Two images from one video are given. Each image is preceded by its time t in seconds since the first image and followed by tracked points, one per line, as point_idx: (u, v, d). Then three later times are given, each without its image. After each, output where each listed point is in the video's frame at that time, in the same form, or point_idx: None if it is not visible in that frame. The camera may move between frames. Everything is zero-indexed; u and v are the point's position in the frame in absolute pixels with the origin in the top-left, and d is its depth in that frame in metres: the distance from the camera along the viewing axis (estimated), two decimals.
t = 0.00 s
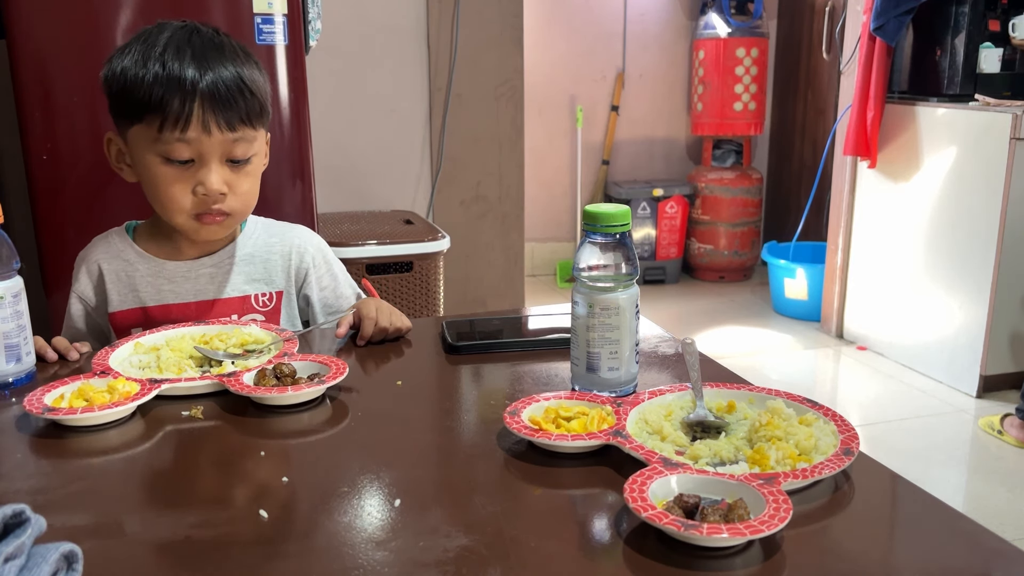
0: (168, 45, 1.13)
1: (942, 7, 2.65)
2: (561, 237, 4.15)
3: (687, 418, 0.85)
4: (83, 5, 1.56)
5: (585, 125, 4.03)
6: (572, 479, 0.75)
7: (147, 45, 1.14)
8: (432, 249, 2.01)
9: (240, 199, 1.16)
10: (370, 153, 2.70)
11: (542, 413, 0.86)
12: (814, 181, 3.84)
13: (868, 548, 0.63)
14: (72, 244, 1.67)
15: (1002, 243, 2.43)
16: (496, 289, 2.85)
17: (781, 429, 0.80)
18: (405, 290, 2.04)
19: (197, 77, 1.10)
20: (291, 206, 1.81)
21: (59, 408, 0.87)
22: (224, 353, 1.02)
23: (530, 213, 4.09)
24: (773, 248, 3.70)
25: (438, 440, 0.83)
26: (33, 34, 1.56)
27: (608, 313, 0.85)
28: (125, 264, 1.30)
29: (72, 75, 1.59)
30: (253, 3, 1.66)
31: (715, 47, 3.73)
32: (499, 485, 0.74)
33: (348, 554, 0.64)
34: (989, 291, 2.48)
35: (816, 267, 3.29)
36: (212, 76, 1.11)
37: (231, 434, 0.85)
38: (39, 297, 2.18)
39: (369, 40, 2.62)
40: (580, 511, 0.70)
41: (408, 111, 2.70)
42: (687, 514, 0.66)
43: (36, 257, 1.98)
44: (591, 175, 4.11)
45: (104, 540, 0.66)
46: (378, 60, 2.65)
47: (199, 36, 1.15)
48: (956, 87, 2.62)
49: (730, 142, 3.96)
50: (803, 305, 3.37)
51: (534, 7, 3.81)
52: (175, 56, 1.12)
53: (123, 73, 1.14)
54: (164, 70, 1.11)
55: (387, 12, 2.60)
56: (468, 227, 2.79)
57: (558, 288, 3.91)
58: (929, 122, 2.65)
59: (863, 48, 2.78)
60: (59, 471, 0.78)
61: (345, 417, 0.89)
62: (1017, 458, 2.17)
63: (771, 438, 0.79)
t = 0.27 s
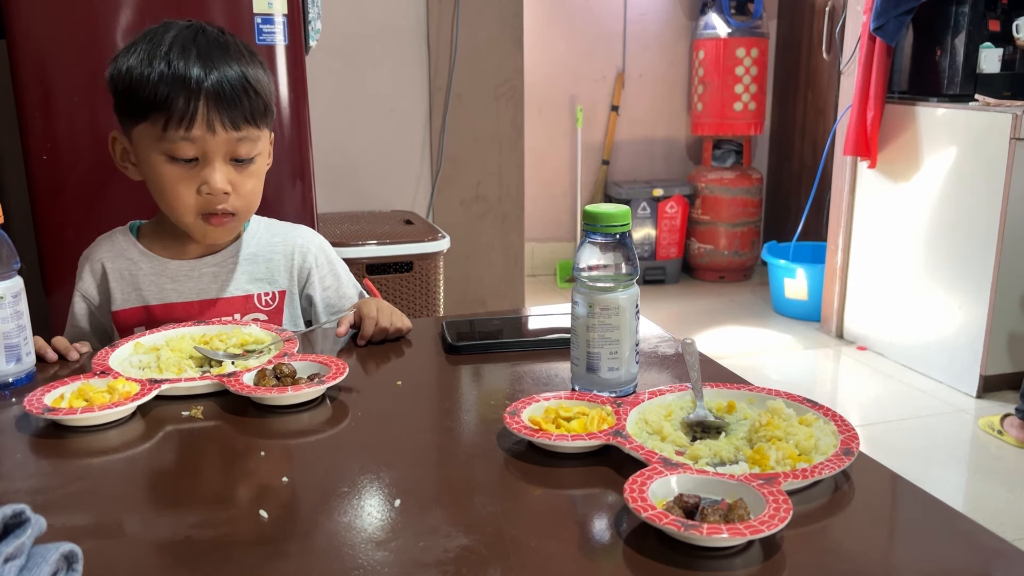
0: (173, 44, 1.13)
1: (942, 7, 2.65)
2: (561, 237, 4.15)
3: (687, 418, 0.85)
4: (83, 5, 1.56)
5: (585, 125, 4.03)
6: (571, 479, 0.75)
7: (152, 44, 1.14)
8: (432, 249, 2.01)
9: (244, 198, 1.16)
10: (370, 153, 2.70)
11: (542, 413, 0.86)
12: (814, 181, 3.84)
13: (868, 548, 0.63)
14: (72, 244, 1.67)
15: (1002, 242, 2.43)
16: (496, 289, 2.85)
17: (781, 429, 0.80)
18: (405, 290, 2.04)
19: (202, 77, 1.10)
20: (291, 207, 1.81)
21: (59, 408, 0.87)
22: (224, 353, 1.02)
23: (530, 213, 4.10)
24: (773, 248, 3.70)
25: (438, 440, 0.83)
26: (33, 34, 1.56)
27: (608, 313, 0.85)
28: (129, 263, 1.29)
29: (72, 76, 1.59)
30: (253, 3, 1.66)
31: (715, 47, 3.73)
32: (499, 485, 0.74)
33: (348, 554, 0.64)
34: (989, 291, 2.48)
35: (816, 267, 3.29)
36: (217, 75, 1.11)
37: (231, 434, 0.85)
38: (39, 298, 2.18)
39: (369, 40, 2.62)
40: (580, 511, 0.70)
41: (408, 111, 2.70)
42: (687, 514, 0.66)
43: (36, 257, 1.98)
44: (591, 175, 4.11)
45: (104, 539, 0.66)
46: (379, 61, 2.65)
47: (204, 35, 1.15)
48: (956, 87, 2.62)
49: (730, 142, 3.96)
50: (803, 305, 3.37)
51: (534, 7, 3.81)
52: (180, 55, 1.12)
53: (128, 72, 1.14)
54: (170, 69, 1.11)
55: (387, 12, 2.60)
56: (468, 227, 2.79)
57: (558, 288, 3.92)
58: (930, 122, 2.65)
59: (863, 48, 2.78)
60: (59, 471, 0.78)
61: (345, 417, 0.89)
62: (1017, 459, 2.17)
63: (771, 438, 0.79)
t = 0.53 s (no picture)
0: (177, 44, 1.13)
1: (942, 7, 2.65)
2: (561, 237, 4.15)
3: (687, 418, 0.85)
4: (83, 5, 1.56)
5: (585, 126, 4.03)
6: (571, 479, 0.75)
7: (156, 44, 1.14)
8: (432, 249, 2.01)
9: (245, 198, 1.16)
10: (370, 153, 2.71)
11: (542, 413, 0.86)
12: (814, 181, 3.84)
13: (868, 548, 0.63)
14: (72, 243, 1.67)
15: (1002, 242, 2.43)
16: (496, 289, 2.85)
17: (781, 429, 0.80)
18: (405, 290, 2.04)
19: (205, 77, 1.10)
20: (291, 207, 1.81)
21: (59, 408, 0.87)
22: (224, 353, 1.02)
23: (530, 213, 4.10)
24: (773, 248, 3.70)
25: (438, 440, 0.83)
26: (33, 33, 1.56)
27: (608, 313, 0.85)
28: (132, 262, 1.30)
29: (72, 76, 1.59)
30: (253, 3, 1.66)
31: (715, 47, 3.73)
32: (499, 485, 0.74)
33: (348, 554, 0.64)
34: (989, 291, 2.48)
35: (816, 267, 3.29)
36: (220, 75, 1.11)
37: (231, 434, 0.85)
38: (39, 298, 2.18)
39: (369, 40, 2.62)
40: (581, 511, 0.70)
41: (408, 111, 2.70)
42: (687, 514, 0.66)
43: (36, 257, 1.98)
44: (591, 175, 4.11)
45: (105, 540, 0.66)
46: (379, 61, 2.65)
47: (208, 35, 1.15)
48: (956, 88, 2.62)
49: (730, 142, 3.98)
50: (804, 305, 3.37)
51: (535, 7, 3.81)
52: (184, 55, 1.12)
53: (132, 71, 1.14)
54: (173, 68, 1.11)
55: (387, 12, 2.61)
56: (468, 227, 2.79)
57: (558, 288, 3.92)
58: (929, 122, 2.65)
59: (863, 48, 2.78)
60: (59, 471, 0.78)
61: (345, 417, 0.89)
62: (1017, 459, 2.17)
63: (771, 438, 0.79)
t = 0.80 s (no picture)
0: (180, 45, 1.13)
1: (942, 7, 2.65)
2: (561, 237, 4.15)
3: (687, 418, 0.85)
4: (83, 6, 1.56)
5: (585, 126, 4.03)
6: (571, 478, 0.75)
7: (159, 44, 1.14)
8: (432, 249, 2.01)
9: (245, 200, 1.16)
10: (370, 153, 2.71)
11: (542, 413, 0.86)
12: (815, 181, 3.84)
13: (868, 548, 0.63)
14: (72, 243, 1.67)
15: (1002, 242, 2.43)
16: (496, 289, 2.85)
17: (781, 429, 0.80)
18: (405, 290, 2.04)
19: (207, 78, 1.10)
20: (291, 207, 1.81)
21: (59, 408, 0.87)
22: (224, 353, 1.02)
23: (530, 213, 4.10)
24: (773, 248, 3.70)
25: (438, 440, 0.83)
26: (33, 33, 1.56)
27: (608, 313, 0.85)
28: (133, 262, 1.30)
29: (72, 75, 1.59)
30: (253, 3, 1.66)
31: (715, 47, 3.73)
32: (499, 485, 0.74)
33: (348, 554, 0.64)
34: (989, 291, 2.48)
35: (816, 267, 3.29)
36: (222, 77, 1.11)
37: (231, 434, 0.85)
38: (39, 298, 2.18)
39: (369, 40, 2.62)
40: (581, 511, 0.70)
41: (408, 111, 2.70)
42: (687, 514, 0.66)
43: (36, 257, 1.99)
44: (591, 175, 4.11)
45: (105, 540, 0.66)
46: (379, 61, 2.65)
47: (211, 36, 1.15)
48: (956, 88, 2.62)
49: (730, 142, 3.98)
50: (804, 306, 3.37)
51: (535, 7, 3.81)
52: (186, 55, 1.12)
53: (134, 71, 1.15)
54: (175, 69, 1.11)
55: (387, 13, 2.61)
56: (468, 228, 2.79)
57: (558, 288, 3.92)
58: (930, 122, 2.65)
59: (863, 48, 2.78)
60: (59, 471, 0.78)
61: (345, 417, 0.89)
62: (1017, 459, 2.17)
63: (771, 438, 0.78)
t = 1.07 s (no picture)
0: (177, 46, 1.13)
1: (941, 7, 2.65)
2: (561, 237, 4.16)
3: (687, 418, 0.85)
4: (83, 6, 1.56)
5: (585, 126, 4.03)
6: (571, 479, 0.75)
7: (157, 45, 1.14)
8: (432, 249, 2.01)
9: (239, 203, 1.16)
10: (370, 153, 2.71)
11: (542, 413, 0.86)
12: (815, 181, 3.84)
13: (868, 548, 0.63)
14: (72, 243, 1.67)
15: (1002, 242, 2.43)
16: (496, 289, 2.86)
17: (781, 429, 0.80)
18: (405, 290, 2.04)
19: (203, 80, 1.10)
20: (291, 207, 1.81)
21: (59, 408, 0.87)
22: (224, 353, 1.02)
23: (530, 213, 4.10)
24: (773, 248, 3.70)
25: (438, 440, 0.83)
26: (32, 33, 1.56)
27: (608, 313, 0.85)
28: (134, 262, 1.30)
29: (73, 75, 1.59)
30: (253, 3, 1.66)
31: (715, 47, 3.73)
32: (500, 485, 0.74)
33: (348, 554, 0.64)
34: (989, 291, 2.48)
35: (816, 267, 3.29)
36: (219, 79, 1.11)
37: (231, 434, 0.85)
38: (39, 298, 2.18)
39: (369, 40, 2.63)
40: (581, 511, 0.70)
41: (408, 111, 2.70)
42: (687, 514, 0.66)
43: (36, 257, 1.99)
44: (591, 175, 4.11)
45: (105, 540, 0.66)
46: (379, 61, 2.65)
47: (210, 36, 1.15)
48: (956, 87, 2.62)
49: (730, 142, 3.98)
50: (804, 306, 3.37)
51: (535, 7, 3.81)
52: (183, 56, 1.12)
53: (132, 70, 1.15)
54: (172, 70, 1.11)
55: (387, 12, 2.61)
56: (468, 227, 2.79)
57: (558, 288, 3.92)
58: (930, 122, 2.65)
59: (863, 48, 2.78)
60: (59, 471, 0.78)
61: (345, 417, 0.89)
62: (1017, 459, 2.17)
63: (771, 438, 0.78)
